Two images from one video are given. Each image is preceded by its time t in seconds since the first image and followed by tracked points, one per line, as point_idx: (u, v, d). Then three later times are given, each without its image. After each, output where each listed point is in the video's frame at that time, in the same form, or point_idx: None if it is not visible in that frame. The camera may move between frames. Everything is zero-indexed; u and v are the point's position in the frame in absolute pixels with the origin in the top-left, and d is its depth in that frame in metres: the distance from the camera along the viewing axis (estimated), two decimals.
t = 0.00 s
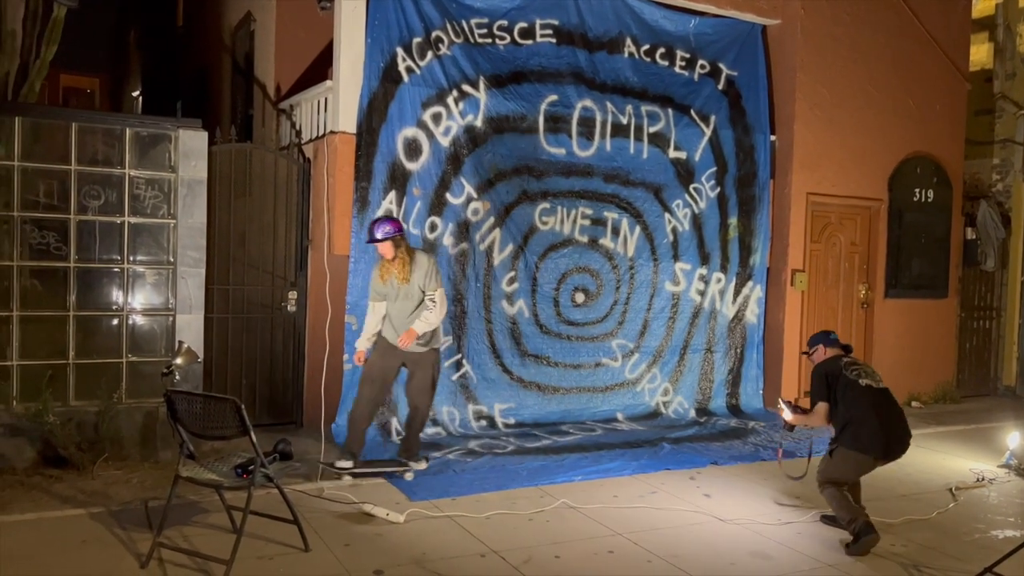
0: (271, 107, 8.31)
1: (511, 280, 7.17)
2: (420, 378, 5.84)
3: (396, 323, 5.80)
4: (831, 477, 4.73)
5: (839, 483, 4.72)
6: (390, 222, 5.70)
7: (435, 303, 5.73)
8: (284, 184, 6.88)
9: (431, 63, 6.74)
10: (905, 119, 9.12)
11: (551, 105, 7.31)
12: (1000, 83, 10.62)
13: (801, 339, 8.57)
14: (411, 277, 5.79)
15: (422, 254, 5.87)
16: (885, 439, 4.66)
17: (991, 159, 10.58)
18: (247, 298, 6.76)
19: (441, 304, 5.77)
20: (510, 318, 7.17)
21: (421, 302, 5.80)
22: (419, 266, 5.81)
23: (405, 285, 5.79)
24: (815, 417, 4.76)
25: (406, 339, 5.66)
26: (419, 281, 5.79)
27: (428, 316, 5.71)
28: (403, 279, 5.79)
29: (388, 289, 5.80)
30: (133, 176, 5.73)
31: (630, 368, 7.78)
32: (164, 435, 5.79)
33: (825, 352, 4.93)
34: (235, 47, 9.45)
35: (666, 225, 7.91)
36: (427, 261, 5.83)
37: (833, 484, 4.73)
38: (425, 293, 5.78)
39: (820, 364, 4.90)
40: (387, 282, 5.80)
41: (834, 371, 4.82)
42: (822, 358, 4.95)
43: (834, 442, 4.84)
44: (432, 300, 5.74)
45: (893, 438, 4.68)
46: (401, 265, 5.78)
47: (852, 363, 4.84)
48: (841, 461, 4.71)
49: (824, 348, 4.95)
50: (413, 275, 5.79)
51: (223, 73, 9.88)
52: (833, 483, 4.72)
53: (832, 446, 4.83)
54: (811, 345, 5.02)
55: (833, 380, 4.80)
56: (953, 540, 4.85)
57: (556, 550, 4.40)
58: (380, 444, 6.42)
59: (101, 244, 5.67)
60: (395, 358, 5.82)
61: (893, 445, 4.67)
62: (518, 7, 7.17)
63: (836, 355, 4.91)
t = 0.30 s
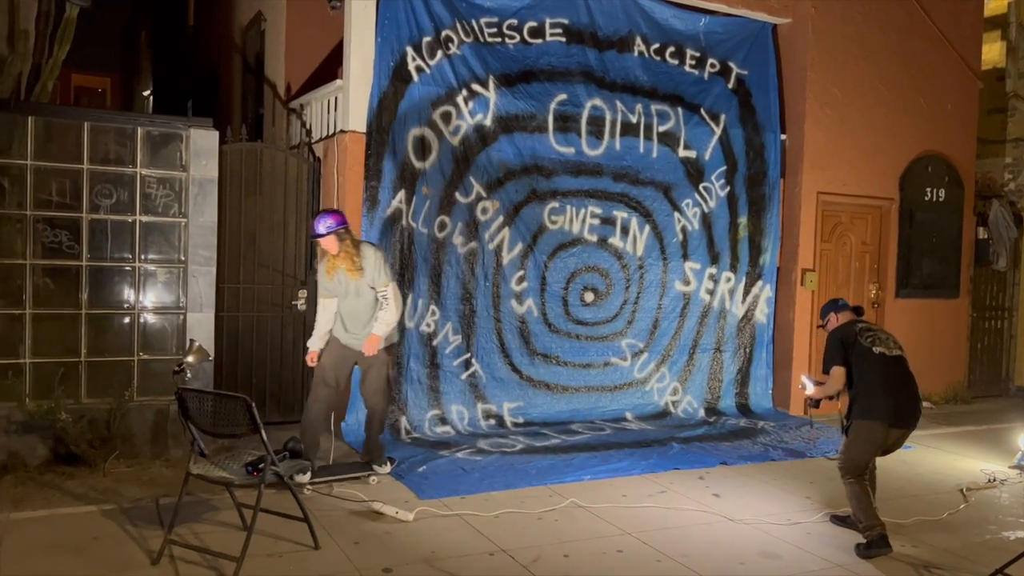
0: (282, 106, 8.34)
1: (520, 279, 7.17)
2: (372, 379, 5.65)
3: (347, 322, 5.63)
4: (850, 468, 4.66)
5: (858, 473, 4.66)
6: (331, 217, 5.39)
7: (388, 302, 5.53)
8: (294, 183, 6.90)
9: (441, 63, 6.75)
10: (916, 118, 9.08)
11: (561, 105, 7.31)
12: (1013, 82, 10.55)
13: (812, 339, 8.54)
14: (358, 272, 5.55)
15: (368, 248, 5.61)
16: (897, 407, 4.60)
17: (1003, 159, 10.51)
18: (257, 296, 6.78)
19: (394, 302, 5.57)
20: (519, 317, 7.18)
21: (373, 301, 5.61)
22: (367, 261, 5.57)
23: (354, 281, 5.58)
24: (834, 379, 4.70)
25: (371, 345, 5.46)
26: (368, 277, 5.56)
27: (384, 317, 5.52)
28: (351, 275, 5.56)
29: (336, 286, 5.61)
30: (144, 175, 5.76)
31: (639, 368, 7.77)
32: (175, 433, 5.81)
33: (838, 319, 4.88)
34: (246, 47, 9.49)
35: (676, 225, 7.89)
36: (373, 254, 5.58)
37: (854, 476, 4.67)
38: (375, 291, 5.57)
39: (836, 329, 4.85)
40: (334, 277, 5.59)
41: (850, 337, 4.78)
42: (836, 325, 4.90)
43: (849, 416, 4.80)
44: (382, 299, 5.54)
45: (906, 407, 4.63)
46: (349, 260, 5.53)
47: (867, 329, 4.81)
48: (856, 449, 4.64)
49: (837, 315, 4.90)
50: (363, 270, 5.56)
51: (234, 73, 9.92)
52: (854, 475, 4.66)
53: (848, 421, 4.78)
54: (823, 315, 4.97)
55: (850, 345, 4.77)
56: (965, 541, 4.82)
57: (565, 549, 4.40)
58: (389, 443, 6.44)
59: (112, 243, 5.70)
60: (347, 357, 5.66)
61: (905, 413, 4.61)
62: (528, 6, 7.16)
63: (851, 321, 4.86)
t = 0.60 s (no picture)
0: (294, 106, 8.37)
1: (531, 279, 7.18)
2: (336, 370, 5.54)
3: (292, 316, 5.36)
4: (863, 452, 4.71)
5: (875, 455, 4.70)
6: (272, 207, 5.13)
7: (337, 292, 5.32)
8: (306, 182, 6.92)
9: (453, 63, 6.76)
10: (930, 117, 9.03)
11: (572, 104, 7.31)
12: None
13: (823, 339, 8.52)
14: (300, 262, 5.32)
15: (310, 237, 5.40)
16: (908, 386, 4.67)
17: (1018, 158, 10.45)
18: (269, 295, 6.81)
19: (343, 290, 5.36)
20: (529, 316, 7.18)
21: (320, 291, 5.38)
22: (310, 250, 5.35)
23: (294, 274, 5.32)
24: (851, 346, 4.76)
25: (324, 333, 5.22)
26: (312, 267, 5.34)
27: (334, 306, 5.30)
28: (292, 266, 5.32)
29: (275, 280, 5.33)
30: (158, 174, 5.80)
31: (650, 367, 7.77)
32: (188, 431, 5.86)
33: (853, 289, 4.94)
34: (258, 47, 9.54)
35: (687, 224, 7.88)
36: (317, 241, 5.37)
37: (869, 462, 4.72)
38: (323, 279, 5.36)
39: (855, 299, 4.88)
40: (273, 272, 5.33)
41: (869, 308, 4.82)
42: (852, 296, 4.96)
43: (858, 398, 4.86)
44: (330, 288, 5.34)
45: (917, 386, 4.70)
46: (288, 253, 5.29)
47: (887, 305, 4.84)
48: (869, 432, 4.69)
49: (853, 285, 4.96)
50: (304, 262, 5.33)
51: (246, 73, 9.97)
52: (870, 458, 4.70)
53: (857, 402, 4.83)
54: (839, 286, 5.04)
55: (869, 317, 4.80)
56: (977, 542, 4.81)
57: (576, 548, 4.41)
58: (400, 441, 6.47)
59: (127, 241, 5.75)
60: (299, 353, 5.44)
61: (916, 392, 4.68)
62: (540, 6, 7.16)
63: (868, 290, 4.92)
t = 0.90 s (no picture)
0: (310, 106, 8.41)
1: (545, 278, 7.19)
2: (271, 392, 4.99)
3: (243, 323, 4.87)
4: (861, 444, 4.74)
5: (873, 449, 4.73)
6: (242, 200, 4.74)
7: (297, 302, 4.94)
8: (322, 181, 6.96)
9: (468, 62, 6.78)
10: (947, 115, 8.96)
11: (587, 103, 7.31)
12: None
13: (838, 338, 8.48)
14: (265, 266, 4.89)
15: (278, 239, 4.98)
16: (914, 382, 4.72)
17: None
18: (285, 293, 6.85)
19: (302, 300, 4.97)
20: (543, 315, 7.20)
21: (281, 302, 4.94)
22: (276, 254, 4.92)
23: (256, 276, 4.86)
24: (867, 337, 4.75)
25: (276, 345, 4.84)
26: (277, 273, 4.91)
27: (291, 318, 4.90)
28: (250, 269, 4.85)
29: (232, 280, 4.86)
30: (176, 173, 5.85)
31: (664, 366, 7.76)
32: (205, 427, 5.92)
33: (868, 275, 4.92)
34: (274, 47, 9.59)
35: (702, 223, 7.87)
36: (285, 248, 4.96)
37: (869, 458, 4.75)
38: (283, 290, 4.94)
39: (873, 290, 4.85)
40: (233, 270, 4.86)
41: (887, 299, 4.80)
42: (866, 283, 4.94)
43: (863, 391, 4.89)
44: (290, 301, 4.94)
45: (922, 384, 4.74)
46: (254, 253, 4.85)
47: (905, 300, 4.82)
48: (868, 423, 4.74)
49: (866, 272, 4.94)
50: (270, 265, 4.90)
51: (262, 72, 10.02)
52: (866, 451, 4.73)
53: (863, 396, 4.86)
54: (852, 271, 5.02)
55: (885, 308, 4.78)
56: (993, 544, 4.78)
57: (589, 546, 4.42)
58: (414, 439, 6.49)
59: (145, 240, 5.80)
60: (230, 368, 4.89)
61: (921, 390, 4.73)
62: (554, 5, 7.16)
63: (883, 279, 4.90)
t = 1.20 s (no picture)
0: (324, 104, 8.45)
1: (558, 276, 7.20)
2: (222, 395, 4.82)
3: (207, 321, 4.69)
4: (863, 443, 4.77)
5: (875, 448, 4.76)
6: (219, 191, 4.67)
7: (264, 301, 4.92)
8: (336, 179, 6.99)
9: (482, 61, 6.80)
10: (963, 113, 8.91)
11: (600, 101, 7.32)
12: None
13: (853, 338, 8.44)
14: (234, 263, 4.76)
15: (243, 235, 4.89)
16: (910, 382, 4.76)
17: None
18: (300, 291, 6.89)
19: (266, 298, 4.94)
20: (556, 313, 7.21)
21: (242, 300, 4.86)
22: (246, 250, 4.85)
23: (225, 272, 4.72)
24: (865, 337, 4.77)
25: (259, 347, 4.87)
26: (245, 270, 4.82)
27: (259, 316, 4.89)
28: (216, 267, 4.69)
29: (193, 276, 4.64)
30: (193, 171, 5.91)
31: (676, 365, 7.76)
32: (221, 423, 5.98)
33: (870, 270, 4.91)
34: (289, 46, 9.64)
35: (715, 222, 7.86)
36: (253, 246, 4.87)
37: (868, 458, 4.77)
38: (247, 288, 4.86)
39: (873, 289, 4.85)
40: (200, 265, 4.65)
41: (888, 296, 4.81)
42: (868, 276, 4.93)
43: (858, 389, 4.92)
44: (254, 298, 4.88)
45: (917, 383, 4.79)
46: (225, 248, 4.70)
47: (904, 301, 4.82)
48: (868, 421, 4.77)
49: (869, 266, 4.93)
50: (239, 262, 4.79)
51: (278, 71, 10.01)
52: (868, 452, 4.76)
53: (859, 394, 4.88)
54: (854, 263, 5.00)
55: (884, 307, 4.80)
56: (1009, 544, 4.76)
57: (602, 544, 4.43)
58: (427, 437, 6.52)
59: (162, 238, 5.86)
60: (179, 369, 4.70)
61: (917, 389, 4.77)
62: (568, 3, 7.17)
63: (885, 274, 4.88)
